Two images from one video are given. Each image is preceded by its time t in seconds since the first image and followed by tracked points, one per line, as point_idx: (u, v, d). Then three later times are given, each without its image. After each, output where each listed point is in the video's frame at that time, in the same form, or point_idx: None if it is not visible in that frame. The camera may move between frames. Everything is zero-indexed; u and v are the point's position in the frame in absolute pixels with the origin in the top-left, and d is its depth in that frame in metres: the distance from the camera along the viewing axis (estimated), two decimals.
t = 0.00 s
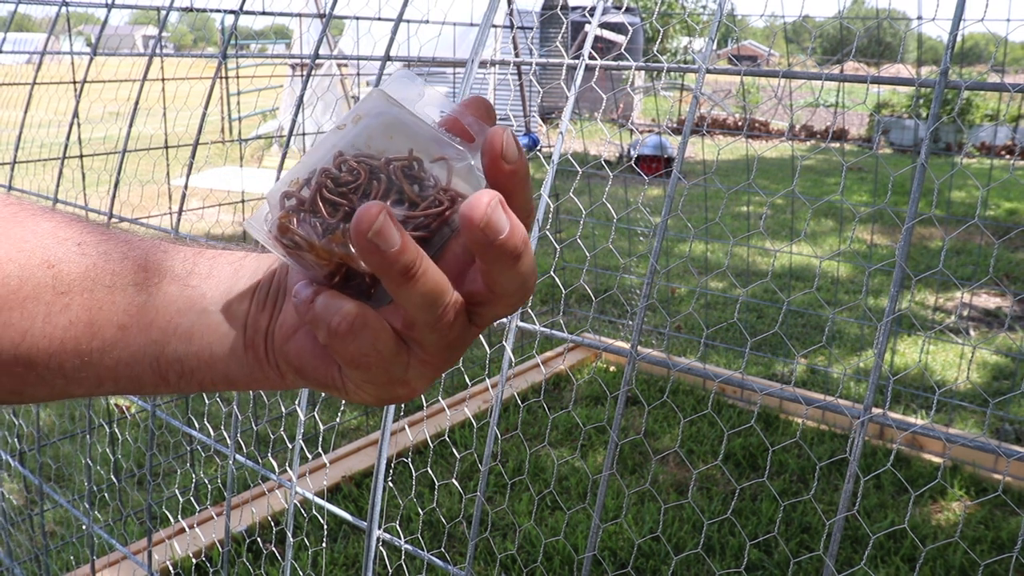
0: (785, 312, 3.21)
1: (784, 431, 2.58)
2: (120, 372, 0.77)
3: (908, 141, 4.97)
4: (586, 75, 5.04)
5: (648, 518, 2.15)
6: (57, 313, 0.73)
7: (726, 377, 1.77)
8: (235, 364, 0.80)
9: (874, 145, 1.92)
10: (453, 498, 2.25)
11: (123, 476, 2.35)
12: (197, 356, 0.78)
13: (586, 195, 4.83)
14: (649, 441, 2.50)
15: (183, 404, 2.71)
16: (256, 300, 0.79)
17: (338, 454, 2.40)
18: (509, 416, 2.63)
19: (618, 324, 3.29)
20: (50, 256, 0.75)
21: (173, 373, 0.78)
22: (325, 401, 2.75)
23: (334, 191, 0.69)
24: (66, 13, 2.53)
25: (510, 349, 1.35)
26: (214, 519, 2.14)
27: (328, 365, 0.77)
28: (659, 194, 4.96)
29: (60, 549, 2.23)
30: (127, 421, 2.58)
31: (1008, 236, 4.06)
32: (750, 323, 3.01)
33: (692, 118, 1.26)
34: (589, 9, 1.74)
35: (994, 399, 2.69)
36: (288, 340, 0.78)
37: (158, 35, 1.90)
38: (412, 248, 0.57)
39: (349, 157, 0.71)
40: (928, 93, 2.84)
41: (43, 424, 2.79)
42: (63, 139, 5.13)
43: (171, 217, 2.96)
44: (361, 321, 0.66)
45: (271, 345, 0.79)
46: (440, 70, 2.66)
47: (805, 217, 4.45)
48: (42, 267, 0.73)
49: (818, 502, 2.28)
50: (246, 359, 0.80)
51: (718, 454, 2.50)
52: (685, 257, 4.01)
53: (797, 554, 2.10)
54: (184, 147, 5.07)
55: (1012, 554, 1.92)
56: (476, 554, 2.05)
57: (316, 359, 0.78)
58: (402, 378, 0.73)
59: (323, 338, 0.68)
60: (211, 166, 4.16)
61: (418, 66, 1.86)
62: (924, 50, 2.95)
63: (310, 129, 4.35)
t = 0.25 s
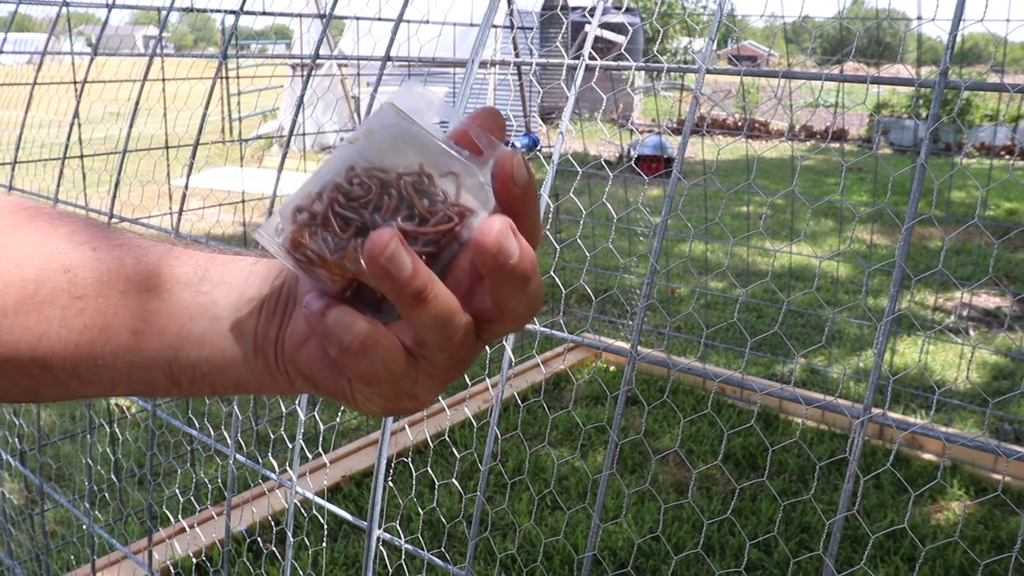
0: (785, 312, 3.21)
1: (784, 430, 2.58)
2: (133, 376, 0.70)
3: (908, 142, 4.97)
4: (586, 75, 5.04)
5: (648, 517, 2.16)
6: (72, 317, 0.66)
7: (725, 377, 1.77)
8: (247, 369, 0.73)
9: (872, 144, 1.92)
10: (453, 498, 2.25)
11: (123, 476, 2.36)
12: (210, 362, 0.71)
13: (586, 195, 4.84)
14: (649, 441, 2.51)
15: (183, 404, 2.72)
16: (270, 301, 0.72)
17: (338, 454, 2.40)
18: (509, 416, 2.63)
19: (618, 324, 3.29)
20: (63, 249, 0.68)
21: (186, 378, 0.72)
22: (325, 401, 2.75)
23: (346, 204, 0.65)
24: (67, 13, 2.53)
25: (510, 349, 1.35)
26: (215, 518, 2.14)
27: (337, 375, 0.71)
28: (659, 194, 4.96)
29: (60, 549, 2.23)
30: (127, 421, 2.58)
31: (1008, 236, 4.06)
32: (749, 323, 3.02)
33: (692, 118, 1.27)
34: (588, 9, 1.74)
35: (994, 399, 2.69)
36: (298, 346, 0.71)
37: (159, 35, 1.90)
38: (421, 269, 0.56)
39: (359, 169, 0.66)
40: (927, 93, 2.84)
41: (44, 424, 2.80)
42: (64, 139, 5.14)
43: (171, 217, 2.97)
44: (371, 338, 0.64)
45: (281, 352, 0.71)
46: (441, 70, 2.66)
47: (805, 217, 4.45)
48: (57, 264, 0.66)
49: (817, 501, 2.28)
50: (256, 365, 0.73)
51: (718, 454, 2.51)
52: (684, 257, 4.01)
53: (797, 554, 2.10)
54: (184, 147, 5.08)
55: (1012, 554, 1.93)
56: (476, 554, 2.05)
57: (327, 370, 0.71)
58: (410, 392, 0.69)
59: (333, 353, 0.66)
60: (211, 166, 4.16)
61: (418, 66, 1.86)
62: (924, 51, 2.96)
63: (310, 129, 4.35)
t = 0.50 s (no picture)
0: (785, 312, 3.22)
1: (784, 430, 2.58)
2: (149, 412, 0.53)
3: (908, 142, 4.97)
4: (586, 75, 5.04)
5: (647, 517, 2.16)
6: (91, 351, 0.48)
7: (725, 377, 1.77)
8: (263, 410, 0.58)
9: (872, 145, 1.92)
10: (453, 498, 2.25)
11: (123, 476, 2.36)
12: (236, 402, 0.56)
13: (586, 196, 4.84)
14: (649, 441, 2.51)
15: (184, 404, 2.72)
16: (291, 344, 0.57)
17: (338, 454, 2.41)
18: (509, 416, 2.63)
19: (618, 324, 3.29)
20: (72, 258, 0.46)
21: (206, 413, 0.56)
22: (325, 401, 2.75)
23: (394, 273, 0.56)
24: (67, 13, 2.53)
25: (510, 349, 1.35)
26: (215, 518, 2.15)
27: (369, 440, 0.59)
28: (659, 194, 4.97)
29: (61, 549, 2.23)
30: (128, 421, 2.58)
31: (1008, 236, 4.06)
32: (749, 323, 3.02)
33: (691, 118, 1.27)
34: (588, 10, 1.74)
35: (994, 399, 2.69)
36: (326, 401, 0.58)
37: (159, 36, 1.90)
38: (433, 351, 0.53)
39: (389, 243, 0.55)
40: (927, 94, 2.85)
41: (44, 424, 2.80)
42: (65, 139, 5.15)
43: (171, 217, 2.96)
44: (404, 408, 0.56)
45: (305, 402, 0.58)
46: (441, 71, 2.66)
47: (804, 217, 4.46)
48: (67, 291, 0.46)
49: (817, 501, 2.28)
50: (275, 408, 0.58)
51: (718, 454, 2.51)
52: (684, 257, 4.02)
53: (797, 554, 2.10)
54: (184, 147, 5.08)
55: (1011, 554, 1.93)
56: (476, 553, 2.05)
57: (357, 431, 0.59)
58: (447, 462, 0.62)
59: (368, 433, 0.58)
60: (212, 166, 4.17)
61: (418, 67, 1.86)
62: (924, 50, 2.96)
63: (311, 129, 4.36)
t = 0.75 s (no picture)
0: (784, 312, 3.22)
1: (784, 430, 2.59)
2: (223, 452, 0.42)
3: (907, 142, 4.98)
4: (586, 75, 5.05)
5: (647, 517, 2.16)
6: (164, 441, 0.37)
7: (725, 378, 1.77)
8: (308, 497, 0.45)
9: (872, 144, 1.92)
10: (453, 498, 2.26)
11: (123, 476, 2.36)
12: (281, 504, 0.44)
13: (586, 195, 4.85)
14: (649, 441, 2.51)
15: (184, 404, 2.72)
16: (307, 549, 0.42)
17: (339, 454, 2.41)
18: (509, 415, 2.64)
19: (618, 324, 3.29)
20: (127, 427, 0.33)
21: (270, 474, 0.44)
22: (325, 401, 2.75)
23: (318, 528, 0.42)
24: (67, 13, 2.53)
25: (510, 349, 1.35)
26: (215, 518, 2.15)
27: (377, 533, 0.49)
28: (659, 194, 4.97)
29: (61, 549, 2.24)
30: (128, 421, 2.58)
31: (1008, 236, 4.06)
32: (749, 322, 3.02)
33: (691, 118, 1.27)
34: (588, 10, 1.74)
35: (994, 399, 2.69)
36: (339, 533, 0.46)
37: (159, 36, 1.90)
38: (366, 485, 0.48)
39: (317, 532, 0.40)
40: (927, 94, 2.85)
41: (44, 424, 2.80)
42: (65, 139, 5.16)
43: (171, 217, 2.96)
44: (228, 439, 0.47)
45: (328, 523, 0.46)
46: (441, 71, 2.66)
47: (804, 217, 4.46)
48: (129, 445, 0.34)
49: (817, 501, 2.28)
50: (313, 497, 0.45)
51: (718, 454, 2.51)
52: (684, 257, 4.02)
53: (797, 554, 2.10)
54: (184, 147, 5.08)
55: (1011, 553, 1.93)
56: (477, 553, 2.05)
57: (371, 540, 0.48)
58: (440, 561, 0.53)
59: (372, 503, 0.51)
60: (212, 166, 4.17)
61: (418, 67, 1.87)
62: (924, 50, 2.97)
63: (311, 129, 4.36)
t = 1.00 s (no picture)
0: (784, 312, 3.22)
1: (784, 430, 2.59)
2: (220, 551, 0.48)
3: (907, 142, 4.98)
4: (586, 75, 5.05)
5: (647, 517, 2.16)
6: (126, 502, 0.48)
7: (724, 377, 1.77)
8: None
9: (872, 143, 1.92)
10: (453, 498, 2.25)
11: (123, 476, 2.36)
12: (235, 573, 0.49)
13: (586, 195, 4.85)
14: (649, 441, 2.51)
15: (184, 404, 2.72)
16: None
17: (339, 454, 2.41)
18: (509, 415, 2.64)
19: (618, 324, 3.30)
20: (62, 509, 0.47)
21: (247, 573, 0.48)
22: (325, 400, 2.75)
23: None
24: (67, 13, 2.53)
25: (510, 349, 1.35)
26: (215, 518, 2.14)
27: None
28: (659, 194, 4.97)
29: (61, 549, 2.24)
30: (128, 421, 2.58)
31: (1008, 236, 4.06)
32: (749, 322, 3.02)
33: (691, 118, 1.27)
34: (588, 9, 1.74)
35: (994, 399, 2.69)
36: None
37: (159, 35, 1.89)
38: None
39: None
40: (927, 93, 2.84)
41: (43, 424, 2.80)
42: (65, 138, 5.15)
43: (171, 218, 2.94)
44: (15, 411, 0.47)
45: None
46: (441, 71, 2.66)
47: (804, 217, 4.46)
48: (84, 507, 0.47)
49: (817, 501, 2.28)
50: None
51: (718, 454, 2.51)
52: (684, 257, 4.02)
53: (796, 554, 2.10)
54: (184, 147, 5.08)
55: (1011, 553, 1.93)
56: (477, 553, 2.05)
57: None
58: None
59: None
60: (212, 166, 4.17)
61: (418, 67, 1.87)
62: (924, 50, 2.97)
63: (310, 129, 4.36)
